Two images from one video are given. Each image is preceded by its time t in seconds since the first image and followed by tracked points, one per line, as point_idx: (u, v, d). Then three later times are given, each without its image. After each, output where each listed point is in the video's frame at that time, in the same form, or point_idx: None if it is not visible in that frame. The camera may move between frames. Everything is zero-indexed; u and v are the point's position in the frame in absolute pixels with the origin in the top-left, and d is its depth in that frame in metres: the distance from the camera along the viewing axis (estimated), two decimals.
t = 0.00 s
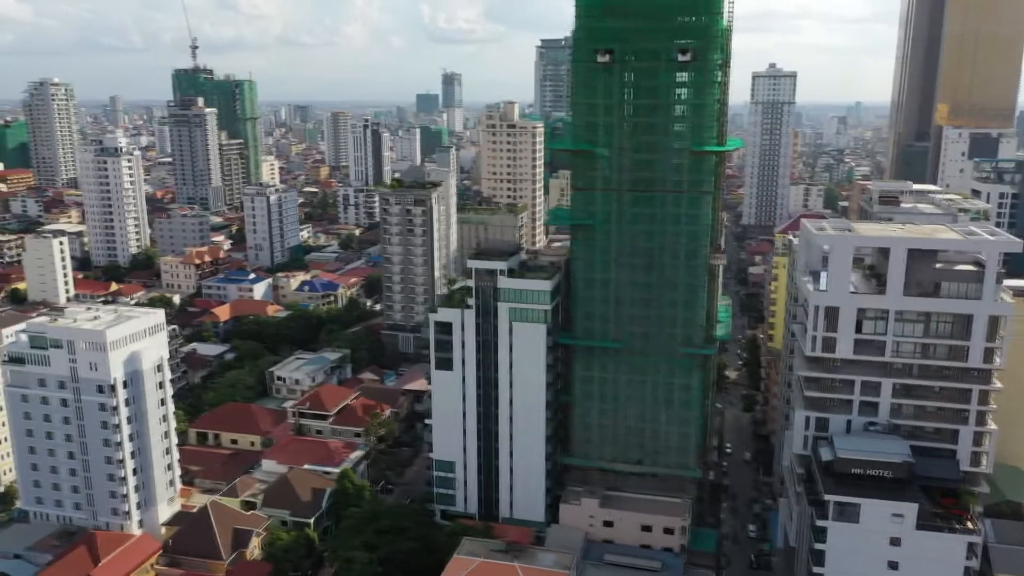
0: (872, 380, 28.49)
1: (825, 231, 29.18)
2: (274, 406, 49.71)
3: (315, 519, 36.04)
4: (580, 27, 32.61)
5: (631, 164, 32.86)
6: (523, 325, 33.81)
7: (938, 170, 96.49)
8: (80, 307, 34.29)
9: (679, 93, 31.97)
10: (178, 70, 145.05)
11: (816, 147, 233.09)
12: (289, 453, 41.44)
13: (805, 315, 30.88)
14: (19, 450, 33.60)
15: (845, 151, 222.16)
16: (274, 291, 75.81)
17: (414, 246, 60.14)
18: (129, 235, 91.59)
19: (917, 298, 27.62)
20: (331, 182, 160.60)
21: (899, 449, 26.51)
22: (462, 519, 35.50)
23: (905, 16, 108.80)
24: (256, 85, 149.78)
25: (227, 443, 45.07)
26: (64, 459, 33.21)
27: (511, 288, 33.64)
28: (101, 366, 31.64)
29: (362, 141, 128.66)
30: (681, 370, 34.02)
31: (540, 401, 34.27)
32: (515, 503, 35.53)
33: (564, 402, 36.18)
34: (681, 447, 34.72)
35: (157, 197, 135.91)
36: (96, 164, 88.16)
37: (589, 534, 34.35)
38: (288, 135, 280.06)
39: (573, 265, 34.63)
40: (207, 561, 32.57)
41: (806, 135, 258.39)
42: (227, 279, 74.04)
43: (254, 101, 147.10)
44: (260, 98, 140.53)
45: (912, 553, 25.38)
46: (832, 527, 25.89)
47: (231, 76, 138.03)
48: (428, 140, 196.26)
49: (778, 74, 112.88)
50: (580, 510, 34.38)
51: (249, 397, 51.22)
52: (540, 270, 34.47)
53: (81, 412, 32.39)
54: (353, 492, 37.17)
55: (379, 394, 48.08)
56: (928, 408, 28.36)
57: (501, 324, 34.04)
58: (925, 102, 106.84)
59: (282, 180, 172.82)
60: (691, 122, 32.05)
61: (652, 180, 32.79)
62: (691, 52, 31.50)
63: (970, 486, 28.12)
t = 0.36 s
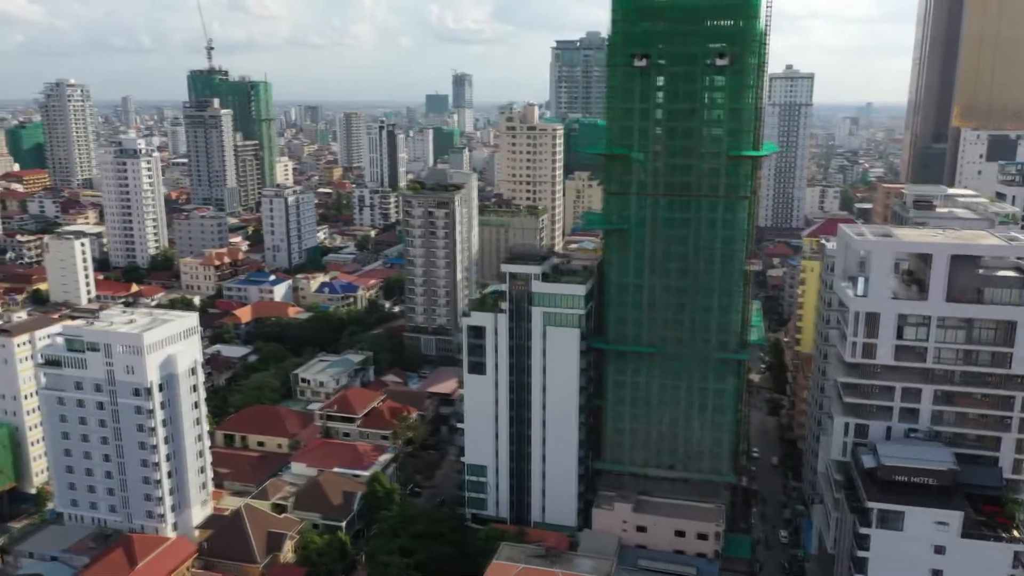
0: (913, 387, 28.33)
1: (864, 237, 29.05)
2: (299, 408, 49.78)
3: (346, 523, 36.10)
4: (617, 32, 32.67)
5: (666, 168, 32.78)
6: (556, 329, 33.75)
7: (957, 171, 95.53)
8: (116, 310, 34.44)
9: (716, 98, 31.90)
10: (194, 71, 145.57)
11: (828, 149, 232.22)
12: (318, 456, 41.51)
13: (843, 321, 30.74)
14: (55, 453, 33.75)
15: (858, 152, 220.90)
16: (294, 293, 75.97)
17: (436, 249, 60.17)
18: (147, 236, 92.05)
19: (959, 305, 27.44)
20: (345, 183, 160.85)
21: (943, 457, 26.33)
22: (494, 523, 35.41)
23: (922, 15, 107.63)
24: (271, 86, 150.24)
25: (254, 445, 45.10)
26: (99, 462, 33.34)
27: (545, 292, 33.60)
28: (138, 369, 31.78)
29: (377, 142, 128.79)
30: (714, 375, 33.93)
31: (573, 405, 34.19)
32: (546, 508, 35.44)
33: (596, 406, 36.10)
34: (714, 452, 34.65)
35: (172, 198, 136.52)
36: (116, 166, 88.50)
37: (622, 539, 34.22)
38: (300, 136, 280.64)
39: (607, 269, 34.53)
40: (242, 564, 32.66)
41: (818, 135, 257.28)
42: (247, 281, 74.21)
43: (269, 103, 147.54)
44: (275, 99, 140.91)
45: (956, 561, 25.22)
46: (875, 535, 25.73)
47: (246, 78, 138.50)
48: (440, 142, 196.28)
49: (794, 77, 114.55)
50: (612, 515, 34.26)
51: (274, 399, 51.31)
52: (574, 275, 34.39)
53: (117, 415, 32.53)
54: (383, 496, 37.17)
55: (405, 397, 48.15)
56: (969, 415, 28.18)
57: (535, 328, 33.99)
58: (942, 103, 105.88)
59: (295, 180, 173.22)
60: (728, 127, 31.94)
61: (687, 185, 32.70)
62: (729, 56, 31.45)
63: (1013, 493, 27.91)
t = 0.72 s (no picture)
0: (954, 394, 28.15)
1: (905, 242, 28.87)
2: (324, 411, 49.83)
3: (378, 526, 36.11)
4: (653, 36, 32.56)
5: (702, 173, 32.63)
6: (590, 334, 33.66)
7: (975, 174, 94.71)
8: (150, 313, 34.55)
9: (753, 102, 31.75)
10: (209, 73, 146.02)
11: (841, 150, 230.85)
12: (347, 459, 41.53)
13: (882, 327, 30.57)
14: (90, 456, 33.89)
15: (871, 153, 219.64)
16: (314, 294, 76.10)
17: (459, 251, 60.14)
18: (166, 238, 92.42)
19: (1003, 311, 27.26)
20: (359, 184, 161.06)
21: (988, 465, 26.15)
22: (526, 528, 35.34)
23: (940, 17, 107.02)
24: (286, 87, 150.66)
25: (281, 448, 45.14)
26: (135, 465, 33.46)
27: (580, 297, 33.54)
28: (174, 373, 31.88)
29: (393, 144, 128.90)
30: (749, 380, 33.81)
31: (607, 410, 34.10)
32: (579, 512, 35.35)
33: (629, 411, 36.02)
34: (748, 458, 34.56)
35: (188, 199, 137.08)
36: (135, 167, 88.89)
37: (655, 545, 34.09)
38: (312, 136, 281.14)
39: (641, 274, 34.43)
40: (276, 568, 32.68)
41: (830, 136, 256.02)
42: (268, 282, 74.40)
43: (285, 104, 147.93)
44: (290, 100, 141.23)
45: (1002, 570, 25.06)
46: (919, 544, 25.61)
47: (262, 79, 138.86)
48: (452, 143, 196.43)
49: (813, 80, 114.56)
50: (645, 520, 34.09)
51: (300, 401, 51.40)
52: (607, 279, 34.31)
53: (153, 418, 32.64)
54: (414, 500, 37.17)
55: (432, 400, 48.19)
56: (1012, 423, 27.98)
57: (569, 333, 33.92)
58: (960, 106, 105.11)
59: (309, 181, 173.63)
60: (766, 132, 31.77)
61: (723, 190, 32.53)
62: (767, 61, 31.29)
63: None
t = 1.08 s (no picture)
0: (997, 402, 27.95)
1: (947, 249, 28.70)
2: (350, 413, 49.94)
3: (410, 531, 36.14)
4: (691, 41, 32.48)
5: (739, 178, 32.49)
6: (625, 339, 33.58)
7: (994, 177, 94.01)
8: (186, 317, 34.66)
9: (791, 107, 31.62)
10: (225, 74, 146.41)
11: (854, 151, 229.81)
12: (376, 462, 41.58)
13: (922, 334, 30.38)
14: (126, 458, 34.03)
15: (885, 154, 218.59)
16: (334, 296, 76.23)
17: (482, 254, 60.09)
18: (185, 239, 92.79)
19: None
20: (373, 185, 161.31)
21: None
22: (559, 533, 35.27)
23: (958, 19, 106.42)
24: (301, 88, 151.00)
25: (309, 450, 45.23)
26: (170, 468, 33.56)
27: (615, 302, 33.48)
28: (211, 377, 31.98)
29: (408, 145, 128.99)
30: (784, 387, 33.65)
31: (641, 416, 34.02)
32: (612, 518, 35.25)
33: (662, 416, 35.94)
34: (783, 464, 34.44)
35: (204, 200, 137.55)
36: (155, 168, 89.25)
37: (689, 551, 33.95)
38: (323, 137, 281.70)
39: (675, 279, 34.34)
40: (311, 571, 32.72)
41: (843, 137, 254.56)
42: (289, 284, 74.60)
43: (300, 105, 148.26)
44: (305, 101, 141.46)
45: None
46: (964, 553, 25.51)
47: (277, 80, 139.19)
48: (465, 144, 196.48)
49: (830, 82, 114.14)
50: (679, 526, 33.96)
51: (325, 404, 51.50)
52: (642, 284, 34.24)
53: (189, 422, 32.73)
54: (446, 503, 37.19)
55: (458, 404, 48.22)
56: None
57: (604, 339, 33.85)
58: (979, 108, 104.38)
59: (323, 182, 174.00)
60: (804, 137, 31.60)
61: (760, 195, 32.39)
62: (806, 66, 31.16)
63: None
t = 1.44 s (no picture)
0: None
1: (990, 256, 28.49)
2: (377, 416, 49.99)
3: (443, 535, 36.15)
4: (729, 48, 32.37)
5: (776, 184, 32.35)
6: (660, 345, 33.46)
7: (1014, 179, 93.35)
8: (221, 322, 34.76)
9: (832, 113, 31.43)
10: (240, 75, 146.19)
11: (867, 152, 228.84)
12: (406, 466, 41.57)
13: (964, 341, 30.18)
14: (162, 462, 34.15)
15: (898, 155, 217.49)
16: (354, 298, 76.35)
17: (505, 257, 59.98)
18: (204, 240, 93.12)
19: None
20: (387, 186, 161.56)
21: None
22: (592, 539, 35.20)
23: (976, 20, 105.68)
24: (316, 89, 151.23)
25: (337, 454, 45.28)
26: (206, 472, 33.66)
27: (650, 308, 33.39)
28: (248, 382, 32.04)
29: (424, 146, 129.00)
30: (820, 394, 33.47)
31: (676, 422, 33.91)
32: (645, 524, 35.14)
33: (696, 423, 35.80)
34: (818, 471, 34.25)
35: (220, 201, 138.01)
36: (175, 170, 89.58)
37: (724, 558, 33.84)
38: (335, 138, 282.27)
39: (711, 285, 34.25)
40: None
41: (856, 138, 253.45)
42: (310, 286, 74.77)
43: (315, 106, 148.49)
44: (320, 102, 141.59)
45: None
46: (1011, 564, 25.30)
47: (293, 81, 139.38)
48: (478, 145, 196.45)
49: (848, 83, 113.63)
50: (714, 533, 33.84)
51: (351, 407, 51.58)
52: (677, 290, 34.12)
53: (226, 427, 32.82)
54: (478, 508, 37.19)
55: (485, 407, 48.21)
56: None
57: (639, 344, 33.76)
58: (997, 110, 103.63)
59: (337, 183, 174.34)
60: (843, 142, 31.45)
61: (798, 201, 32.25)
62: (846, 72, 31.01)
63: None
